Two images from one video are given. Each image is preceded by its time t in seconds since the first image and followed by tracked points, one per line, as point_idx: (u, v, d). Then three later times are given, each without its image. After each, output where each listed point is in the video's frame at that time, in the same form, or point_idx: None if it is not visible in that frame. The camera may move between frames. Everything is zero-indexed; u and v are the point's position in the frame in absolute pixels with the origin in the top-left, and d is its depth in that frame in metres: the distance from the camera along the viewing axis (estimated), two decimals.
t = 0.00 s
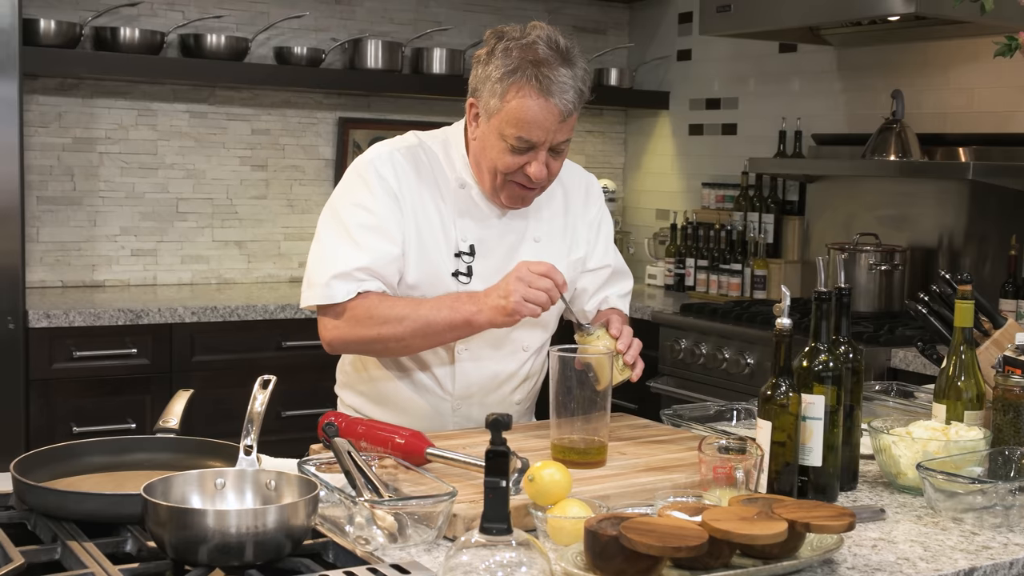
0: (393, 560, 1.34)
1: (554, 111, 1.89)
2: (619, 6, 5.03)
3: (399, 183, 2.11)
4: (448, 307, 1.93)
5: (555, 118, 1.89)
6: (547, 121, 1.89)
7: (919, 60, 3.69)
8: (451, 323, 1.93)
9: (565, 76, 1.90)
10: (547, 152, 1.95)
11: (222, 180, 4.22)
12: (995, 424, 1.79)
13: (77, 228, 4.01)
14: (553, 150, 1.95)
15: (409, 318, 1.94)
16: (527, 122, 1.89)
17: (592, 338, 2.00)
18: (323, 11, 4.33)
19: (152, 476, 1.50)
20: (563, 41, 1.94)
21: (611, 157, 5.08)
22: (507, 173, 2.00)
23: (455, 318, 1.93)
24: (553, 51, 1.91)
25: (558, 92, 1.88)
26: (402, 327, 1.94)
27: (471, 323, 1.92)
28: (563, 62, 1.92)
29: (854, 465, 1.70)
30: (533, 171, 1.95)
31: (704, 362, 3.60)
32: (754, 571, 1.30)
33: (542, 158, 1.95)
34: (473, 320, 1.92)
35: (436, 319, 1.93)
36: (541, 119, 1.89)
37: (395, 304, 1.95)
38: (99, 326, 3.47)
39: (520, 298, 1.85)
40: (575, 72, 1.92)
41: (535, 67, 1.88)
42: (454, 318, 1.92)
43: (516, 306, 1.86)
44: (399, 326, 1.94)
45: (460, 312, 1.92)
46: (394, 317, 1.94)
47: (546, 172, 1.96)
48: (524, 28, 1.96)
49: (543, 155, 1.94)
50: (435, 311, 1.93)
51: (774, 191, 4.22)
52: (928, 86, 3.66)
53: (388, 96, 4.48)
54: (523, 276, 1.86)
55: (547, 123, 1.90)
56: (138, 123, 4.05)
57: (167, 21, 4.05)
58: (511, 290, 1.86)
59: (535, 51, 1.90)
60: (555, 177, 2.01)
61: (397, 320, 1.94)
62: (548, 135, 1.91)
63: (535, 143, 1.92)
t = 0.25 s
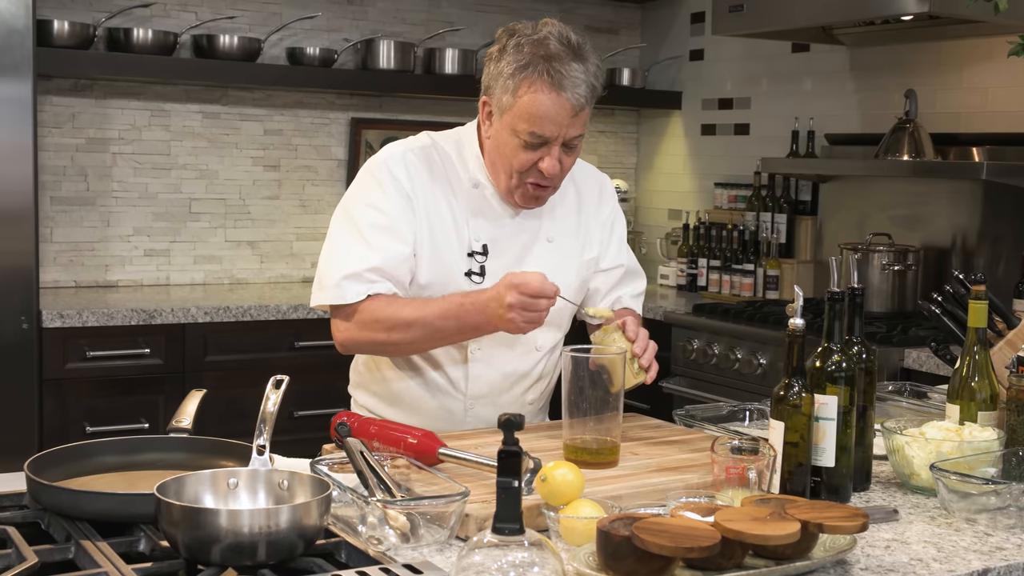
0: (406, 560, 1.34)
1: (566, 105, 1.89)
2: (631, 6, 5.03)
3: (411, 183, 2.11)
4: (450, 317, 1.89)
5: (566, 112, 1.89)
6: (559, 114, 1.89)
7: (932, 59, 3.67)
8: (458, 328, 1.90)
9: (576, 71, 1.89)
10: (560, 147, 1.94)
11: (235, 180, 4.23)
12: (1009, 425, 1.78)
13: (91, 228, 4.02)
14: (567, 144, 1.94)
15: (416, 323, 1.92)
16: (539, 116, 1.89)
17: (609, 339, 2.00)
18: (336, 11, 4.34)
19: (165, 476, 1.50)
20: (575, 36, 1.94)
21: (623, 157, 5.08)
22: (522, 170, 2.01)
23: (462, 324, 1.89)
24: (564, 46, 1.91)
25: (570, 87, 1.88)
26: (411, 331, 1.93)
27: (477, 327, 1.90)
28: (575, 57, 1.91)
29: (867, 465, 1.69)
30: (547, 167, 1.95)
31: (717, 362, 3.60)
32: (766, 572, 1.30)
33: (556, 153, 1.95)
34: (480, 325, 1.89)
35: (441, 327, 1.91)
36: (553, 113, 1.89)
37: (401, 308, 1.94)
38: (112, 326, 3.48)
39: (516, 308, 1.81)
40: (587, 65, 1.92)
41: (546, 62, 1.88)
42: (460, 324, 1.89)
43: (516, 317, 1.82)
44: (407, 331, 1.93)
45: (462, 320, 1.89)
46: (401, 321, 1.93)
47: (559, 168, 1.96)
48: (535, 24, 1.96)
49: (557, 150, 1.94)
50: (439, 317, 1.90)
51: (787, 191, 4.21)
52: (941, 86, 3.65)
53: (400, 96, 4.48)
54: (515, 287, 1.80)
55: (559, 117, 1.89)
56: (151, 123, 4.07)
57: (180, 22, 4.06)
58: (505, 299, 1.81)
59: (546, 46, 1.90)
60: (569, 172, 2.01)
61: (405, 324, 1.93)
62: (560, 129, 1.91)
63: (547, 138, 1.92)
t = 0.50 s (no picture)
0: (413, 560, 1.33)
1: (563, 71, 1.90)
2: (639, 6, 5.03)
3: (419, 179, 2.11)
4: (447, 303, 1.85)
5: (564, 78, 1.90)
6: (556, 80, 1.90)
7: (940, 59, 3.66)
8: (457, 314, 1.86)
9: (574, 38, 1.91)
10: (559, 116, 1.94)
11: (242, 181, 4.24)
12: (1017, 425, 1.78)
13: (99, 229, 4.03)
14: (566, 113, 1.94)
15: (415, 311, 1.89)
16: (537, 82, 1.90)
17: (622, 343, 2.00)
18: (343, 11, 4.34)
19: (173, 475, 1.51)
20: (575, 14, 1.97)
21: (631, 157, 5.08)
22: (522, 144, 1.99)
23: (460, 309, 1.85)
24: (564, 20, 1.94)
25: (567, 51, 1.89)
26: (411, 319, 1.90)
27: (476, 311, 1.84)
28: (575, 30, 1.94)
29: (875, 466, 1.69)
30: (544, 136, 1.94)
31: (724, 362, 3.59)
32: (774, 572, 1.29)
33: (555, 122, 1.94)
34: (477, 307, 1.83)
35: (439, 314, 1.87)
36: (551, 78, 1.89)
37: (400, 297, 1.92)
38: (120, 326, 3.49)
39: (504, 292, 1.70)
40: (587, 38, 1.94)
41: (544, 31, 1.91)
42: (461, 310, 1.85)
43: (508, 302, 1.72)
44: (407, 320, 1.91)
45: (459, 305, 1.84)
46: (400, 310, 1.91)
47: (557, 138, 1.95)
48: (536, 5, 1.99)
49: (556, 118, 1.93)
50: (437, 304, 1.86)
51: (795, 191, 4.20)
52: (950, 85, 3.64)
53: (407, 96, 4.48)
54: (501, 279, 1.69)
55: (557, 84, 1.90)
56: (159, 124, 4.08)
57: (188, 22, 4.07)
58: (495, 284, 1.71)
59: (545, 18, 1.93)
60: (569, 147, 1.99)
61: (404, 313, 1.91)
62: (558, 96, 1.91)
63: (545, 104, 1.92)
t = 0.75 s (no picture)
0: (416, 560, 1.34)
1: (557, 53, 1.92)
2: (643, 6, 5.02)
3: (425, 173, 2.12)
4: (447, 278, 1.85)
5: (557, 59, 1.92)
6: (550, 62, 1.92)
7: (944, 59, 3.66)
8: (456, 291, 1.85)
9: (571, 24, 1.94)
10: (553, 100, 1.95)
11: (246, 181, 4.24)
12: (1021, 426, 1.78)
13: (103, 229, 4.03)
14: (560, 96, 1.95)
15: (415, 290, 1.89)
16: (530, 63, 1.92)
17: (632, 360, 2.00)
18: (347, 12, 4.35)
19: (176, 475, 1.51)
20: (576, 6, 2.00)
21: (634, 157, 5.08)
22: (516, 128, 1.99)
23: (459, 282, 1.85)
24: (563, 9, 1.97)
25: (563, 34, 1.92)
26: (412, 301, 1.90)
27: (474, 285, 1.84)
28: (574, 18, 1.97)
29: (878, 466, 1.69)
30: (537, 118, 1.94)
31: (728, 362, 3.59)
32: (777, 572, 1.29)
33: (549, 105, 1.94)
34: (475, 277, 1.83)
35: (439, 290, 1.86)
36: (546, 59, 1.92)
37: (399, 279, 1.92)
38: (124, 326, 3.49)
39: (500, 254, 1.72)
40: (586, 27, 1.97)
41: (541, 16, 1.94)
42: (461, 288, 1.85)
43: (505, 264, 1.73)
44: (406, 300, 1.91)
45: (459, 279, 1.84)
46: (401, 291, 1.91)
47: (550, 120, 1.95)
48: None
49: (549, 101, 1.94)
50: (437, 281, 1.86)
51: (798, 191, 4.20)
52: (953, 85, 3.64)
53: (411, 96, 4.48)
54: (496, 239, 1.71)
55: (551, 66, 1.92)
56: (163, 124, 4.08)
57: (191, 22, 4.08)
58: (491, 247, 1.73)
59: (543, 5, 1.96)
60: (564, 134, 1.99)
61: (404, 295, 1.90)
62: (551, 77, 1.92)
63: (538, 85, 1.93)
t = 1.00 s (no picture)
0: (417, 560, 1.33)
1: (557, 55, 1.92)
2: (644, 6, 5.02)
3: (427, 175, 2.12)
4: (449, 287, 1.85)
5: (557, 61, 1.92)
6: (550, 63, 1.92)
7: (946, 59, 3.66)
8: (458, 300, 1.85)
9: (572, 27, 1.94)
10: (553, 102, 1.94)
11: (248, 181, 4.24)
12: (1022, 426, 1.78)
13: (105, 229, 4.04)
14: (560, 99, 1.95)
15: (416, 299, 1.89)
16: (530, 64, 1.92)
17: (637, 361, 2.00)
18: (349, 12, 4.35)
19: (177, 476, 1.51)
20: (578, 8, 2.01)
21: (636, 158, 5.08)
22: (514, 129, 1.98)
23: (462, 295, 1.84)
24: (565, 11, 1.97)
25: (564, 38, 1.92)
26: (413, 308, 1.90)
27: (476, 295, 1.84)
28: (576, 21, 1.97)
29: (880, 466, 1.69)
30: (535, 119, 1.94)
31: (729, 362, 3.59)
32: (779, 572, 1.29)
33: (548, 107, 1.94)
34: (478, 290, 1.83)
35: (441, 299, 1.86)
36: (546, 62, 1.92)
37: (401, 286, 1.92)
38: (125, 326, 3.49)
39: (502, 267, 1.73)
40: (587, 30, 1.97)
41: (543, 18, 1.94)
42: (462, 297, 1.85)
43: (506, 276, 1.74)
44: (408, 308, 1.90)
45: (461, 289, 1.84)
46: (402, 299, 1.91)
47: (549, 122, 1.95)
48: None
49: (548, 102, 1.94)
50: (439, 290, 1.86)
51: (800, 191, 4.20)
52: (955, 85, 3.64)
53: (412, 96, 4.48)
54: (498, 252, 1.72)
55: (551, 68, 1.92)
56: (164, 124, 4.08)
57: (193, 22, 4.08)
58: (494, 260, 1.74)
59: (546, 7, 1.97)
60: (563, 136, 1.99)
61: (405, 302, 1.90)
62: (550, 79, 1.92)
63: (537, 87, 1.93)
